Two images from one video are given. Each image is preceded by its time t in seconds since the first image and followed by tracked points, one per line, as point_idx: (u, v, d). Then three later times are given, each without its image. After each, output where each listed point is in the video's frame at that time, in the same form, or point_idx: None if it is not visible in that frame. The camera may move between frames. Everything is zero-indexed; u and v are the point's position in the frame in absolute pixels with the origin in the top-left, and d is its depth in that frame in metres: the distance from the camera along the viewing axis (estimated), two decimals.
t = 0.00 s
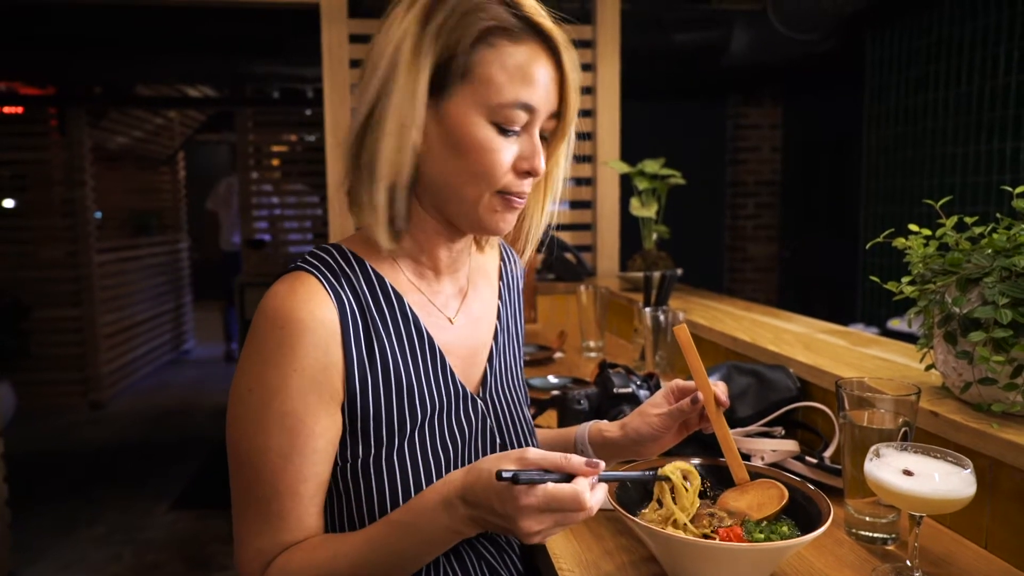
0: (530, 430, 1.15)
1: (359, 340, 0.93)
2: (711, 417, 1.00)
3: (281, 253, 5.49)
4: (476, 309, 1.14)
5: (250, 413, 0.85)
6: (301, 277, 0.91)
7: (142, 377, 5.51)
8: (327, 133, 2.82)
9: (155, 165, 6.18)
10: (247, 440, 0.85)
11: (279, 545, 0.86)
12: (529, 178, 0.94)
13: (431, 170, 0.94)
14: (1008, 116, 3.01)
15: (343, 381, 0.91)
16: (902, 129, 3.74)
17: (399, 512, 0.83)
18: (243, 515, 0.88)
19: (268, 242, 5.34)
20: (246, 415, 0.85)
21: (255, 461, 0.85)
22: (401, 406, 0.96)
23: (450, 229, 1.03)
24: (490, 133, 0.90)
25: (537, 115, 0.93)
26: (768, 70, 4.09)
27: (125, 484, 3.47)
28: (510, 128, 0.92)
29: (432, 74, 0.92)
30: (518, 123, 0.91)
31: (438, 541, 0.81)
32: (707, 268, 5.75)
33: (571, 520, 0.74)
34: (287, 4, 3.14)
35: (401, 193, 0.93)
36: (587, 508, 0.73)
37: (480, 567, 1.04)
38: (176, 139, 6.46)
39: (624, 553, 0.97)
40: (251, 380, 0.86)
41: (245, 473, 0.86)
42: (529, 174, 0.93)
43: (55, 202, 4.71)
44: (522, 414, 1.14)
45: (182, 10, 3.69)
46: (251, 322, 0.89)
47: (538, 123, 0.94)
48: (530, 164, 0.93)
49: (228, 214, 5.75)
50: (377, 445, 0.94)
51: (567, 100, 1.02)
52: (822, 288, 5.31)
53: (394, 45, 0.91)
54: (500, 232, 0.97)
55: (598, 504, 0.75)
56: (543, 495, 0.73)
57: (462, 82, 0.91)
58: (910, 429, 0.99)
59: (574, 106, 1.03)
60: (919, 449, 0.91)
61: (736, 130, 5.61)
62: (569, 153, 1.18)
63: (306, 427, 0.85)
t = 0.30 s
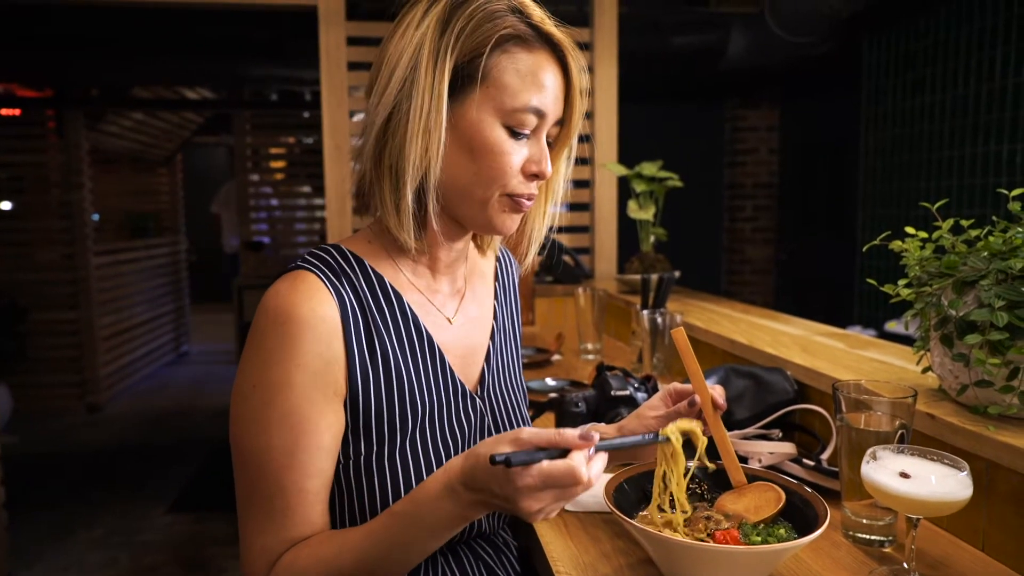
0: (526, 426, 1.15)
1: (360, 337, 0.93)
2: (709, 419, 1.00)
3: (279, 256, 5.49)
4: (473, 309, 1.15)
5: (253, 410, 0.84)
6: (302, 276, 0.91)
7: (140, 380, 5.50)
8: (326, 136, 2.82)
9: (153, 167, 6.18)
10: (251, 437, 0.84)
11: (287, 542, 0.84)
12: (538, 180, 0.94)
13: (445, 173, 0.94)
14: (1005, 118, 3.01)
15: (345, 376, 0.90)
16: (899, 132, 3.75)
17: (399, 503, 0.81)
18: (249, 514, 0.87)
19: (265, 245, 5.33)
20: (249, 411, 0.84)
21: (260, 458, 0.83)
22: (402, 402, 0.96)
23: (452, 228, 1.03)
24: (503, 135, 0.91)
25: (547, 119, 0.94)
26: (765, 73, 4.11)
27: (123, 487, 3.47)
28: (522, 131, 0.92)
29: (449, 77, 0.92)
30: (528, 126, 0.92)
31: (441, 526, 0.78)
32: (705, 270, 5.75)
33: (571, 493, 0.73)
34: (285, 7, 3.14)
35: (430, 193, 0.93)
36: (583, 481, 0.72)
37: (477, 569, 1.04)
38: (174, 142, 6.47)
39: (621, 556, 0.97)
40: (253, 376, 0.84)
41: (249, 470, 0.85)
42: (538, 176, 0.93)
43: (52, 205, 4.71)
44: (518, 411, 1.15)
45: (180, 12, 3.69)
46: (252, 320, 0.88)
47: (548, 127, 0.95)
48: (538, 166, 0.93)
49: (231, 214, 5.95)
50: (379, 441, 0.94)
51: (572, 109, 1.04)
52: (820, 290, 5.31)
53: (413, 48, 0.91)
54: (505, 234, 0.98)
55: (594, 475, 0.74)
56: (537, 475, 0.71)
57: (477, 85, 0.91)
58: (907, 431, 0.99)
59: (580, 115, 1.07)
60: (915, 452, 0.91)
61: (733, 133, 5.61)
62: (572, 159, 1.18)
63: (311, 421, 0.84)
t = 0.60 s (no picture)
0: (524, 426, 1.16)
1: (359, 333, 0.93)
2: (707, 421, 1.01)
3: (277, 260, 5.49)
4: (469, 310, 1.15)
5: (254, 404, 0.83)
6: (301, 274, 0.91)
7: (139, 383, 5.50)
8: (324, 139, 2.83)
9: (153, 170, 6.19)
10: (252, 433, 0.83)
11: (290, 539, 0.82)
12: (532, 176, 0.95)
13: (439, 173, 0.94)
14: (1001, 119, 3.02)
15: (345, 372, 0.90)
16: (897, 133, 3.75)
17: (403, 490, 0.79)
18: (250, 512, 0.84)
19: (264, 248, 5.33)
20: (249, 407, 0.83)
21: (261, 453, 0.82)
22: (402, 399, 0.96)
23: (449, 229, 1.04)
24: (496, 131, 0.91)
25: (538, 115, 0.94)
26: (762, 76, 4.13)
27: (122, 491, 3.47)
28: (514, 128, 0.92)
29: (439, 79, 0.92)
30: (520, 122, 0.92)
31: (443, 511, 0.76)
32: (704, 272, 5.76)
33: (585, 463, 0.72)
34: (283, 10, 3.15)
35: (426, 192, 0.93)
36: (598, 449, 0.72)
37: (476, 571, 1.04)
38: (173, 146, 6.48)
39: (620, 558, 0.97)
40: (255, 370, 0.83)
41: (250, 467, 0.83)
42: (532, 171, 0.94)
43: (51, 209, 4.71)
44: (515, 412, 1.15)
45: (178, 16, 3.70)
46: (252, 318, 0.88)
47: (540, 123, 0.95)
48: (532, 162, 0.93)
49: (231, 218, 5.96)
50: (380, 437, 0.94)
51: (563, 105, 1.04)
52: (819, 291, 5.32)
53: (403, 52, 0.91)
54: (502, 233, 0.98)
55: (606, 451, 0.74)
56: (555, 439, 0.71)
57: (467, 85, 0.92)
58: (904, 433, 0.99)
59: (571, 111, 1.06)
60: (913, 453, 0.91)
61: (731, 135, 5.62)
62: (566, 157, 1.19)
63: (313, 415, 0.83)
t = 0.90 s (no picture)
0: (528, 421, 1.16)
1: (359, 326, 0.93)
2: (709, 416, 1.01)
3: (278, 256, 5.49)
4: (472, 306, 1.15)
5: (249, 392, 0.82)
6: (304, 265, 0.91)
7: (141, 380, 5.51)
8: (325, 135, 2.82)
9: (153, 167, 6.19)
10: (244, 420, 0.82)
11: (261, 524, 0.80)
12: (533, 168, 0.94)
13: (441, 165, 0.93)
14: (1005, 113, 3.01)
15: (342, 364, 0.90)
16: (899, 128, 3.74)
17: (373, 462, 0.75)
18: (231, 496, 0.83)
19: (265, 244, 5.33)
20: (244, 395, 0.82)
21: (251, 440, 0.81)
22: (399, 393, 0.96)
23: (453, 224, 1.03)
24: (498, 124, 0.91)
25: (540, 108, 0.94)
26: (764, 71, 4.11)
27: (125, 487, 3.47)
28: (516, 120, 0.92)
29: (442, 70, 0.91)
30: (522, 114, 0.92)
31: (404, 475, 0.71)
32: (705, 267, 5.76)
33: (561, 412, 0.69)
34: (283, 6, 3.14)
35: (427, 183, 0.93)
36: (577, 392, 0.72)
37: (477, 567, 1.03)
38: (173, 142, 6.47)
39: (622, 553, 0.97)
40: (253, 359, 0.83)
41: (238, 454, 0.82)
42: (534, 163, 0.93)
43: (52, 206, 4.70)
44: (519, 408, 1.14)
45: (179, 12, 3.69)
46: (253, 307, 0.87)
47: (542, 115, 0.95)
48: (533, 154, 0.93)
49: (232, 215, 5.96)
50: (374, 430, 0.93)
51: (566, 99, 1.04)
52: (820, 287, 5.31)
53: (405, 46, 0.91)
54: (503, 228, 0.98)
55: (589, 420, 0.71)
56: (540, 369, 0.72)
57: (469, 77, 0.91)
58: (907, 427, 0.99)
59: (573, 104, 1.05)
60: (916, 447, 0.91)
61: (732, 130, 5.61)
62: (567, 153, 1.18)
63: (306, 406, 0.83)
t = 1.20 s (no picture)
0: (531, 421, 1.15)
1: (367, 323, 0.93)
2: (714, 417, 1.01)
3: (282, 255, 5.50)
4: (477, 306, 1.15)
5: (260, 389, 0.82)
6: (309, 262, 0.91)
7: (145, 377, 5.53)
8: (329, 134, 2.82)
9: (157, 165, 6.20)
10: (256, 417, 0.81)
11: (287, 527, 0.78)
12: (543, 169, 0.94)
13: (452, 162, 0.93)
14: (1012, 113, 3.00)
15: (351, 361, 0.90)
16: (905, 128, 3.73)
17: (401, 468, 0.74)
18: (248, 497, 0.82)
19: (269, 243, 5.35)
20: (254, 393, 0.82)
21: (263, 437, 0.80)
22: (405, 390, 0.96)
23: (459, 223, 1.03)
24: (509, 123, 0.91)
25: (552, 109, 0.94)
26: (768, 71, 4.11)
27: (128, 484, 3.48)
28: (527, 120, 0.92)
29: (457, 68, 0.91)
30: (533, 115, 0.92)
31: (436, 477, 0.70)
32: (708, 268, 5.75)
33: (596, 425, 0.67)
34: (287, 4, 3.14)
35: (437, 180, 0.92)
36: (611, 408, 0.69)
37: (482, 566, 1.03)
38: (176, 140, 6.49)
39: (627, 554, 0.97)
40: (262, 356, 0.83)
41: (252, 454, 0.81)
42: (543, 165, 0.93)
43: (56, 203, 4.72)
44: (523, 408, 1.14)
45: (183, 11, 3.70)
46: (260, 306, 0.88)
47: (553, 117, 0.95)
48: (543, 156, 0.93)
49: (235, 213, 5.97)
50: (383, 428, 0.93)
51: (577, 103, 1.04)
52: (824, 287, 5.30)
53: (420, 42, 0.91)
54: (510, 229, 0.97)
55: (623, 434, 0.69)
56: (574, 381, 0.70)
57: (483, 76, 0.91)
58: (914, 429, 0.99)
59: (583, 108, 1.05)
60: (923, 449, 0.91)
61: (736, 130, 5.60)
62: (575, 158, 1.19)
63: (317, 401, 0.82)
